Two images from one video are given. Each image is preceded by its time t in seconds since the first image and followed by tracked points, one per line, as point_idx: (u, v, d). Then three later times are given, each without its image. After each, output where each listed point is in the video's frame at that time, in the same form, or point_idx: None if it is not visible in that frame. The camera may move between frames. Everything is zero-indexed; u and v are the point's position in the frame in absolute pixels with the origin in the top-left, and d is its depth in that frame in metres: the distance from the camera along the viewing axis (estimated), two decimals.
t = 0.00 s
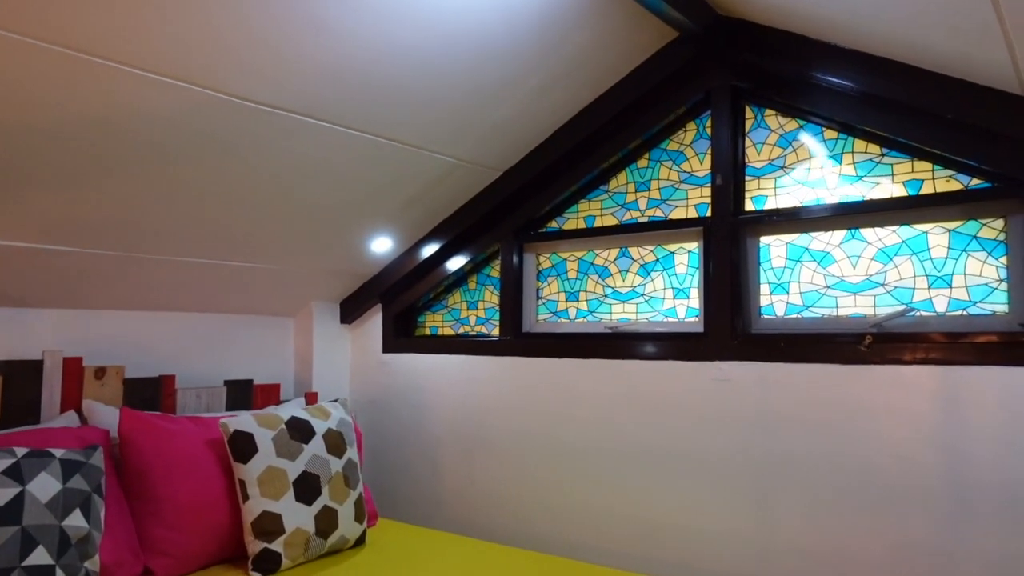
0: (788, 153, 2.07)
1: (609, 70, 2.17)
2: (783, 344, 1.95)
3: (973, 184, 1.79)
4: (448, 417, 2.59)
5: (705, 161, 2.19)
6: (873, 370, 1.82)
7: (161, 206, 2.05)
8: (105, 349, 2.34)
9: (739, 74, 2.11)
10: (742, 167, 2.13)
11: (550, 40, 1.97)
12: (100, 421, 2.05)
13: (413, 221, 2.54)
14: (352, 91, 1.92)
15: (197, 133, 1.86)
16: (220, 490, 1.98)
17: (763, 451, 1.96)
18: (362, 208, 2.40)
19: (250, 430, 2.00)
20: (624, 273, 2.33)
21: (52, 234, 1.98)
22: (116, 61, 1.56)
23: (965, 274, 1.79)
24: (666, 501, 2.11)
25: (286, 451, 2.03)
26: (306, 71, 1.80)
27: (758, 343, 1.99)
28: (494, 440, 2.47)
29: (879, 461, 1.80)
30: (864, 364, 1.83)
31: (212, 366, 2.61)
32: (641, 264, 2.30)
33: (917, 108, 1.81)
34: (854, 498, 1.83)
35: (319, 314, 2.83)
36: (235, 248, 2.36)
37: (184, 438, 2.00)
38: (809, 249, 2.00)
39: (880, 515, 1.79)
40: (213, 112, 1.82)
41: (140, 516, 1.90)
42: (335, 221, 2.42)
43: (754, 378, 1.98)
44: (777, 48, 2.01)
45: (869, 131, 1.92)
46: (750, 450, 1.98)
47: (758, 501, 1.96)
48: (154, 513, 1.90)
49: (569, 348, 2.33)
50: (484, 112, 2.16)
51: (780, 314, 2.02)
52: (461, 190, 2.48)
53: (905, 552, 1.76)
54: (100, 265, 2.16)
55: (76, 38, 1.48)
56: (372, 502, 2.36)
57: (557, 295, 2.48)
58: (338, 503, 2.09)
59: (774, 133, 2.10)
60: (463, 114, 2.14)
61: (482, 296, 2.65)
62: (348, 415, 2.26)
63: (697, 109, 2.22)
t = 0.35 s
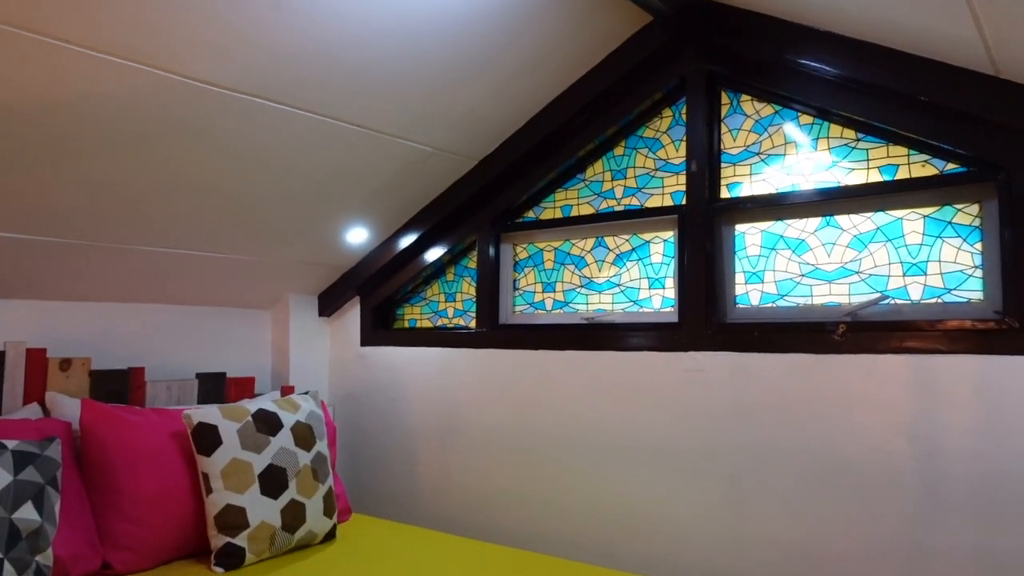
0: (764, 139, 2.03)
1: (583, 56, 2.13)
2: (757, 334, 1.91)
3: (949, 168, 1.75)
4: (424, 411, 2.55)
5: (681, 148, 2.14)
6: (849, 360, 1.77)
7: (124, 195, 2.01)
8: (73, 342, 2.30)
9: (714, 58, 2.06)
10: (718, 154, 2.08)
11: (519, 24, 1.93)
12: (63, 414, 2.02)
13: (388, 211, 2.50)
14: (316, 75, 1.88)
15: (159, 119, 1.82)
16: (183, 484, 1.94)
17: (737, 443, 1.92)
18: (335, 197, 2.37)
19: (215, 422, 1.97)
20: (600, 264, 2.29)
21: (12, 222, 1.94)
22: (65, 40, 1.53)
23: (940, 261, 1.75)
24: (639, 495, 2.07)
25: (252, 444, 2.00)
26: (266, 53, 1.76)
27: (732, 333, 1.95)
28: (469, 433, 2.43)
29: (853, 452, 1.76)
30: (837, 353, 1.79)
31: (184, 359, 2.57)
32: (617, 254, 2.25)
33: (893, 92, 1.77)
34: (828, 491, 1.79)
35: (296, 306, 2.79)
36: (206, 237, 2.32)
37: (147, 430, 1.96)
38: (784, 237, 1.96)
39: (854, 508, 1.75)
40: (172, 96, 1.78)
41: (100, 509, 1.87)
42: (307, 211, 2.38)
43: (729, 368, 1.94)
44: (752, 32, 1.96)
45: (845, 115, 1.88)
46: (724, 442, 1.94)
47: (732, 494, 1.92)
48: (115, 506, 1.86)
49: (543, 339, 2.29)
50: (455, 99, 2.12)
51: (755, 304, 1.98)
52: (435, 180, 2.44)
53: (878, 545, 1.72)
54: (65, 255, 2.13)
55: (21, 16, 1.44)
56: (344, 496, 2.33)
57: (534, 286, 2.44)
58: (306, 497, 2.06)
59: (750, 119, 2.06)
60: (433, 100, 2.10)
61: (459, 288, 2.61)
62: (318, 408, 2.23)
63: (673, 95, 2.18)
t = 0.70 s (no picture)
0: (735, 132, 2.02)
1: (557, 49, 2.12)
2: (727, 327, 1.90)
3: (918, 159, 1.74)
4: (400, 406, 2.54)
5: (654, 141, 2.14)
6: (818, 352, 1.76)
7: (94, 186, 2.00)
8: (44, 335, 2.29)
9: (687, 51, 2.05)
10: (691, 147, 2.08)
11: (491, 14, 1.92)
12: (30, 407, 2.00)
13: (364, 205, 2.49)
14: (286, 65, 1.87)
15: (128, 110, 1.81)
16: (150, 478, 1.93)
17: (707, 436, 1.91)
18: (310, 191, 2.36)
19: (183, 415, 1.95)
20: (574, 257, 2.28)
21: None
22: (26, 27, 1.51)
23: (908, 252, 1.74)
24: (612, 489, 2.05)
25: (220, 437, 1.98)
26: (235, 43, 1.74)
27: (703, 326, 1.94)
28: (444, 428, 2.42)
29: (821, 444, 1.75)
30: (806, 345, 1.78)
31: (159, 353, 2.56)
32: (591, 248, 2.24)
33: (862, 83, 1.76)
34: (796, 483, 1.78)
35: (273, 302, 2.78)
36: (179, 230, 2.31)
37: (115, 423, 1.95)
38: (755, 229, 1.95)
39: (823, 501, 1.74)
40: (139, 86, 1.76)
41: (65, 502, 1.85)
42: (282, 205, 2.37)
43: (700, 361, 1.93)
44: (723, 24, 1.95)
45: (816, 107, 1.87)
46: (694, 435, 1.93)
47: (701, 487, 1.91)
48: (79, 499, 1.85)
49: (517, 333, 2.28)
50: (429, 90, 2.11)
51: (726, 297, 1.97)
52: (411, 174, 2.43)
53: (846, 538, 1.71)
54: (35, 247, 2.11)
55: None
56: (318, 491, 2.31)
57: (509, 280, 2.43)
58: (276, 491, 2.04)
59: (722, 111, 2.05)
60: (406, 92, 2.09)
61: (436, 283, 2.60)
62: (290, 402, 2.22)
63: (647, 88, 2.17)
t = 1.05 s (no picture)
0: (702, 122, 2.02)
1: (524, 38, 2.12)
2: (692, 317, 1.90)
3: (880, 150, 1.74)
4: (369, 397, 2.53)
5: (621, 132, 2.14)
6: (780, 342, 1.77)
7: (54, 175, 1.96)
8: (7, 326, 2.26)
9: (654, 41, 2.05)
10: (658, 138, 2.08)
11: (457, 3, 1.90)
12: None
13: (333, 195, 2.47)
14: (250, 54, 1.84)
15: (87, 97, 1.77)
16: (113, 469, 1.92)
17: (672, 426, 1.91)
18: (278, 181, 2.33)
19: (146, 406, 1.94)
20: (543, 248, 2.27)
21: None
22: None
23: (871, 243, 1.75)
24: (578, 479, 2.06)
25: (185, 427, 1.97)
26: (196, 31, 1.71)
27: (667, 316, 1.94)
28: (413, 419, 2.41)
29: (782, 434, 1.76)
30: (768, 336, 1.79)
31: (127, 345, 2.53)
32: (559, 239, 2.24)
33: (825, 74, 1.76)
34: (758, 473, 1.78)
35: (243, 292, 2.76)
36: (145, 220, 2.28)
37: (77, 414, 1.93)
38: (721, 220, 1.95)
39: (784, 490, 1.75)
40: (98, 74, 1.73)
41: (26, 493, 1.84)
42: (249, 195, 2.35)
43: (664, 351, 1.93)
44: (690, 16, 1.95)
45: (781, 98, 1.87)
46: (659, 425, 1.93)
47: (665, 477, 1.91)
48: (41, 490, 1.84)
49: (485, 324, 2.27)
50: (396, 80, 2.09)
51: (692, 288, 1.97)
52: (380, 163, 2.41)
53: (806, 526, 1.71)
54: None
55: None
56: (285, 482, 2.31)
57: (478, 271, 2.42)
58: (241, 482, 2.04)
59: (688, 102, 2.05)
60: (373, 81, 2.07)
61: (406, 274, 2.59)
62: (256, 393, 2.21)
63: (615, 78, 2.17)
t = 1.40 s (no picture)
0: (631, 104, 1.99)
1: (453, 14, 2.05)
2: (618, 300, 1.88)
3: (805, 134, 1.72)
4: (293, 383, 2.45)
5: (552, 113, 2.10)
6: (703, 326, 1.75)
7: None
8: None
9: (586, 22, 2.01)
10: (587, 119, 2.04)
11: None
12: None
13: (256, 174, 2.38)
14: (161, 24, 1.73)
15: None
16: (14, 455, 1.80)
17: (597, 410, 1.88)
18: (195, 159, 2.23)
19: (51, 389, 1.83)
20: (471, 231, 2.23)
21: None
22: None
23: (794, 226, 1.73)
24: (503, 465, 2.02)
25: (92, 412, 1.87)
26: None
27: (592, 298, 1.91)
28: (337, 405, 2.34)
29: (703, 416, 1.74)
30: (691, 319, 1.77)
31: (35, 328, 2.40)
32: (487, 221, 2.20)
33: (753, 55, 1.73)
34: (678, 455, 1.77)
35: (162, 275, 2.64)
36: (52, 198, 2.15)
37: None
38: (648, 202, 1.93)
39: (704, 473, 1.73)
40: None
41: None
42: (165, 172, 2.24)
43: (589, 334, 1.91)
44: None
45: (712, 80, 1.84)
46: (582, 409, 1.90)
47: (588, 460, 1.89)
48: None
49: (412, 308, 2.21)
50: (320, 55, 2.00)
51: (618, 271, 1.95)
52: (305, 141, 2.32)
53: (725, 509, 1.70)
54: None
55: None
56: (203, 470, 2.22)
57: (406, 254, 2.36)
58: (154, 468, 1.95)
59: (618, 83, 2.02)
60: (297, 57, 1.97)
61: (333, 257, 2.51)
62: (171, 377, 2.12)
63: (546, 59, 2.12)
